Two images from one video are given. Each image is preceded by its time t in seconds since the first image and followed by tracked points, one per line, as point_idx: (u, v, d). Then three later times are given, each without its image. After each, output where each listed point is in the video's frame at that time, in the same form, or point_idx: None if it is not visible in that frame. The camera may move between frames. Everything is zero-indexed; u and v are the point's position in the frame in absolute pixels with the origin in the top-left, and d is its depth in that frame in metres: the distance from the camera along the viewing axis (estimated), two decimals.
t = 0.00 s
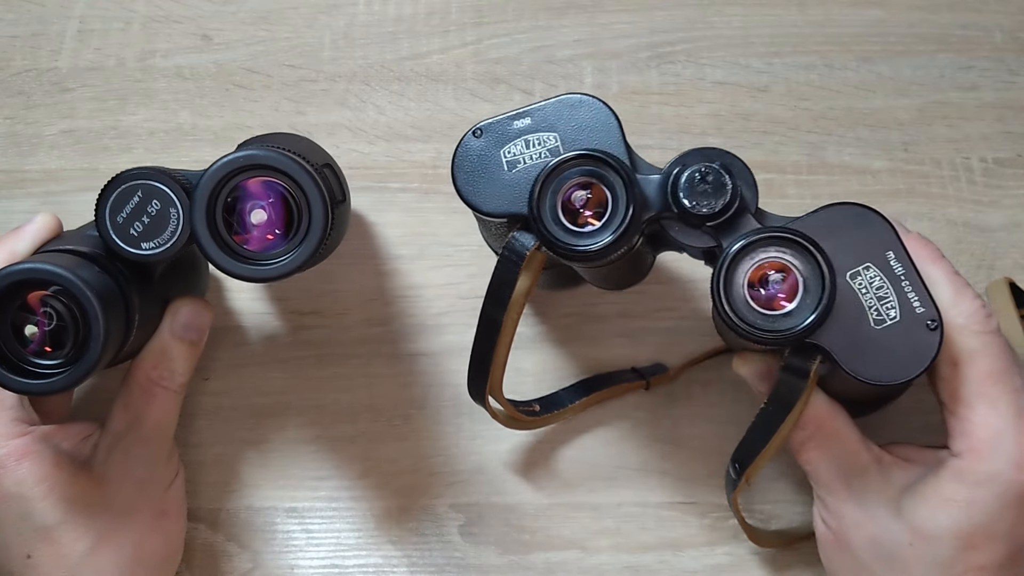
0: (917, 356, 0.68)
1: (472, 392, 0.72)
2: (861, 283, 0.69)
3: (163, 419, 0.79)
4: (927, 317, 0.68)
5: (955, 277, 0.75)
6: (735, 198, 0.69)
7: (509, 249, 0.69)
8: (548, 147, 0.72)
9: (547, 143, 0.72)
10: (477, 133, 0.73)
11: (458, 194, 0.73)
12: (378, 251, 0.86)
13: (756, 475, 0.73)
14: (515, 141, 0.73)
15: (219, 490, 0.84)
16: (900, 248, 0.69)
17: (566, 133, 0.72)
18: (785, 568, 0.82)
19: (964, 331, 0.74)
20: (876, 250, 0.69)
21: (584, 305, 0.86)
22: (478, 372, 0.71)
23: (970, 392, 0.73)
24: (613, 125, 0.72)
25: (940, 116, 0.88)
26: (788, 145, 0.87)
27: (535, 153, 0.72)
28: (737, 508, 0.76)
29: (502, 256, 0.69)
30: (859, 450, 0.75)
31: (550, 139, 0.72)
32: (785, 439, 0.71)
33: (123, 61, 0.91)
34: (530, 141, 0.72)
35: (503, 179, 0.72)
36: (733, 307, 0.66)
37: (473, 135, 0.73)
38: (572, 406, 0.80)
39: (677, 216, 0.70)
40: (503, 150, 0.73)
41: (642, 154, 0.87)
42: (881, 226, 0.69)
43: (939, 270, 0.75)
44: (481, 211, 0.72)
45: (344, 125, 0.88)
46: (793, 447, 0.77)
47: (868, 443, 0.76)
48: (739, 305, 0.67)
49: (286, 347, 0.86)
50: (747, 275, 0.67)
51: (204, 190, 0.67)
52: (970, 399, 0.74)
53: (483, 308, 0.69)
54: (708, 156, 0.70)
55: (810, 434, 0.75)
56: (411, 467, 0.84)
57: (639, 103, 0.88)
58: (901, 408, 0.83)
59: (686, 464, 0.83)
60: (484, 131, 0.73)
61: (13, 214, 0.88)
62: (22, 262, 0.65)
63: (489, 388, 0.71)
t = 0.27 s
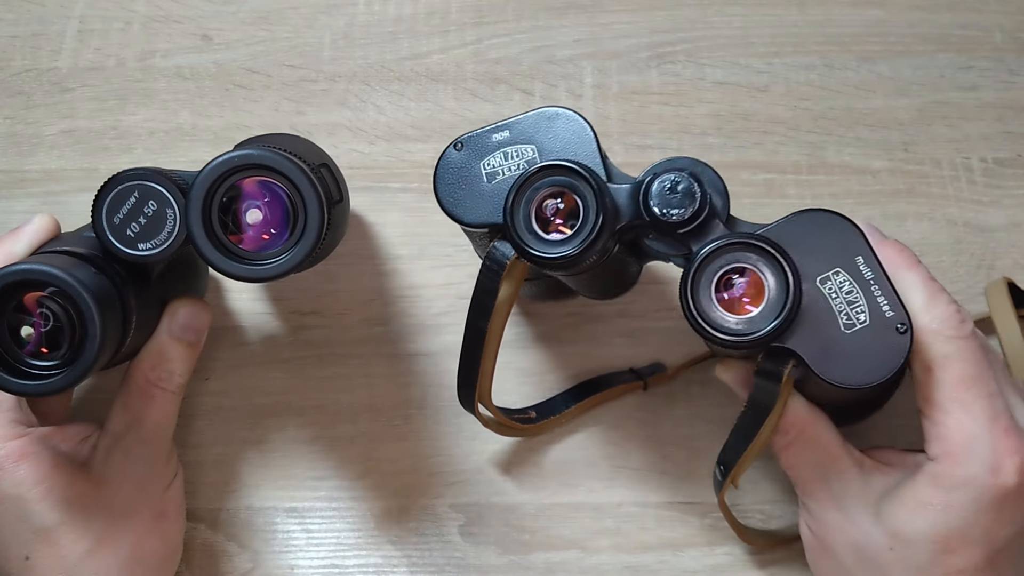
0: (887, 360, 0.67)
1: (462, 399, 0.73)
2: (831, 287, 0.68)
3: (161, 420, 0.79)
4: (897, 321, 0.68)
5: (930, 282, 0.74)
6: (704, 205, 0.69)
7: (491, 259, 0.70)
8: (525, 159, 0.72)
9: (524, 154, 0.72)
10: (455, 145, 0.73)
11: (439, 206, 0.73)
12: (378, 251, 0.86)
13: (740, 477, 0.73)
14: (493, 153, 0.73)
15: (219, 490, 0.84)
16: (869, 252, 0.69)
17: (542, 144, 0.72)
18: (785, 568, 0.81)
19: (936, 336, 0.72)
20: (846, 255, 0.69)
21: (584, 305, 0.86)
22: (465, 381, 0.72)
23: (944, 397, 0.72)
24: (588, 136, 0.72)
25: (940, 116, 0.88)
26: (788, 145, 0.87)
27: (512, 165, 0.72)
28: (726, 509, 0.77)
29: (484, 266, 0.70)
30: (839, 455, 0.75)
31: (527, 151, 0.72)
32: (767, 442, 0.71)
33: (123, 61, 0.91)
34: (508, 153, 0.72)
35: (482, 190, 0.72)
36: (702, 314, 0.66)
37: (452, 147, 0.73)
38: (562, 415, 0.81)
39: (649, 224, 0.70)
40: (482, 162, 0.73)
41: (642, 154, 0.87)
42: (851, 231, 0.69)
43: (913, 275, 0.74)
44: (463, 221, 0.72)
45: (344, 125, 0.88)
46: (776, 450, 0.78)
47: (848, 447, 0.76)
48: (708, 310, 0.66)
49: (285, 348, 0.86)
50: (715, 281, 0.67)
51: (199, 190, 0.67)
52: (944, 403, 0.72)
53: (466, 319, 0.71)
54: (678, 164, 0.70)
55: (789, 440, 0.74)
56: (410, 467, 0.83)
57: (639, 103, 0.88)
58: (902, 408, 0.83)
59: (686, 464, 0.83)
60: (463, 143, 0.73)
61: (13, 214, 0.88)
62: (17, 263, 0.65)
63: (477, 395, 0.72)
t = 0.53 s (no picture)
0: (872, 363, 0.68)
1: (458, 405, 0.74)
2: (817, 292, 0.68)
3: (162, 421, 0.79)
4: (882, 324, 0.68)
5: (918, 283, 0.73)
6: (690, 213, 0.69)
7: (485, 266, 0.70)
8: (516, 168, 0.72)
9: (515, 163, 0.72)
10: (448, 155, 0.73)
11: (432, 215, 0.73)
12: (378, 251, 0.86)
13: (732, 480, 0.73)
14: (485, 162, 0.73)
15: (219, 490, 0.84)
16: (855, 256, 0.69)
17: (534, 153, 0.72)
18: (784, 568, 0.81)
19: (923, 338, 0.71)
20: (831, 260, 0.69)
21: (584, 305, 0.86)
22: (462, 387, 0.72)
23: (932, 398, 0.72)
24: (578, 144, 0.72)
25: (940, 116, 0.88)
26: (788, 145, 0.87)
27: (504, 174, 0.72)
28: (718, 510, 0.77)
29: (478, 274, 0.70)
30: (830, 455, 0.76)
31: (519, 159, 0.72)
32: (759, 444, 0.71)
33: (122, 61, 0.91)
34: (500, 162, 0.72)
35: (474, 200, 0.72)
36: (687, 322, 0.66)
37: (445, 157, 0.73)
38: (557, 420, 0.82)
39: (637, 231, 0.70)
40: (474, 171, 0.73)
41: (642, 154, 0.87)
42: (836, 236, 0.69)
43: (901, 277, 0.73)
44: (456, 230, 0.72)
45: (344, 125, 0.88)
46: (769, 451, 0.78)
47: (841, 447, 0.76)
48: (693, 318, 0.67)
49: (285, 347, 0.86)
50: (700, 288, 0.67)
51: (201, 190, 0.67)
52: (932, 404, 0.72)
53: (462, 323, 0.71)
54: (665, 173, 0.70)
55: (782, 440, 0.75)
56: (410, 467, 0.84)
57: (639, 103, 0.88)
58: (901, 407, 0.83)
59: (686, 463, 0.83)
60: (456, 152, 0.73)
61: (13, 214, 0.88)
62: (19, 264, 0.65)
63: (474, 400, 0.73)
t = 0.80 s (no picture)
0: (856, 367, 0.68)
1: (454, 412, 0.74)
2: (801, 297, 0.68)
3: (162, 421, 0.79)
4: (865, 328, 0.68)
5: (903, 284, 0.73)
6: (672, 222, 0.69)
7: (474, 276, 0.71)
8: (504, 179, 0.72)
9: (502, 175, 0.72)
10: (436, 166, 0.73)
11: (422, 226, 0.73)
12: (378, 251, 0.86)
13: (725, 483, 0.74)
14: (473, 173, 0.72)
15: (219, 490, 0.84)
16: (838, 260, 0.68)
17: (520, 165, 0.72)
18: (784, 568, 0.81)
19: (907, 339, 0.71)
20: (815, 264, 0.69)
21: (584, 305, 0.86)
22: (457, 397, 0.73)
23: (918, 398, 0.71)
24: (564, 155, 0.71)
25: (940, 116, 0.88)
26: (789, 145, 0.87)
27: (492, 185, 0.72)
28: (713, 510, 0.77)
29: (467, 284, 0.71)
30: (819, 456, 0.76)
31: (506, 171, 0.72)
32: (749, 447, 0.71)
33: (122, 61, 0.91)
34: (487, 173, 0.72)
35: (463, 211, 0.72)
36: (672, 331, 0.66)
37: (433, 168, 0.73)
38: (554, 424, 0.82)
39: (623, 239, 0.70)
40: (462, 182, 0.72)
41: (642, 154, 0.87)
42: (818, 240, 0.69)
43: (887, 278, 0.73)
44: (447, 242, 0.72)
45: (344, 125, 0.88)
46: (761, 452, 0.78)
47: (833, 447, 0.76)
48: (678, 327, 0.67)
49: (285, 347, 0.86)
50: (683, 297, 0.68)
51: (199, 189, 0.67)
52: (918, 404, 0.71)
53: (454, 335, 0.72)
54: (648, 181, 0.70)
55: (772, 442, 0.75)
56: (410, 467, 0.83)
57: (639, 103, 0.88)
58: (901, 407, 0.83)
59: (686, 463, 0.83)
60: (444, 164, 0.73)
61: (12, 214, 0.88)
62: (18, 264, 0.65)
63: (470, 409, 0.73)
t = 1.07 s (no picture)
0: (864, 362, 0.68)
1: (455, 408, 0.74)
2: (809, 292, 0.68)
3: (162, 421, 0.79)
4: (873, 323, 0.68)
5: (906, 281, 0.74)
6: (684, 216, 0.69)
7: (480, 269, 0.70)
8: (512, 173, 0.72)
9: (511, 168, 0.72)
10: (443, 161, 0.73)
11: (428, 219, 0.73)
12: (378, 251, 0.86)
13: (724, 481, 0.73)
14: (480, 167, 0.72)
15: (219, 490, 0.84)
16: (846, 256, 0.69)
17: (529, 158, 0.72)
18: (784, 568, 0.81)
19: (910, 334, 0.72)
20: (823, 259, 0.69)
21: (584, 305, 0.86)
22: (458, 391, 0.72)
23: (921, 392, 0.72)
24: (574, 149, 0.71)
25: (940, 116, 0.88)
26: (789, 145, 0.87)
27: (500, 179, 0.72)
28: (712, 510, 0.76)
29: (474, 276, 0.70)
30: (822, 450, 0.76)
31: (514, 164, 0.72)
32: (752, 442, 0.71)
33: (123, 61, 0.91)
34: (495, 167, 0.72)
35: (470, 205, 0.72)
36: (683, 324, 0.67)
37: (441, 162, 0.73)
38: (555, 420, 0.82)
39: (632, 233, 0.70)
40: (469, 176, 0.72)
41: (642, 154, 0.87)
42: (827, 236, 0.69)
43: (889, 275, 0.74)
44: (454, 235, 0.72)
45: (344, 125, 0.88)
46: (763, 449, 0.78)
47: (834, 443, 0.77)
48: (689, 320, 0.67)
49: (285, 347, 0.86)
50: (693, 292, 0.67)
51: (202, 190, 0.67)
52: (922, 398, 0.72)
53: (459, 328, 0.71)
54: (659, 176, 0.70)
55: (775, 437, 0.75)
56: (410, 467, 0.84)
57: (639, 103, 0.88)
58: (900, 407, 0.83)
59: (686, 463, 0.83)
60: (451, 158, 0.73)
61: (12, 214, 0.88)
62: (20, 265, 0.65)
63: (470, 404, 0.73)
